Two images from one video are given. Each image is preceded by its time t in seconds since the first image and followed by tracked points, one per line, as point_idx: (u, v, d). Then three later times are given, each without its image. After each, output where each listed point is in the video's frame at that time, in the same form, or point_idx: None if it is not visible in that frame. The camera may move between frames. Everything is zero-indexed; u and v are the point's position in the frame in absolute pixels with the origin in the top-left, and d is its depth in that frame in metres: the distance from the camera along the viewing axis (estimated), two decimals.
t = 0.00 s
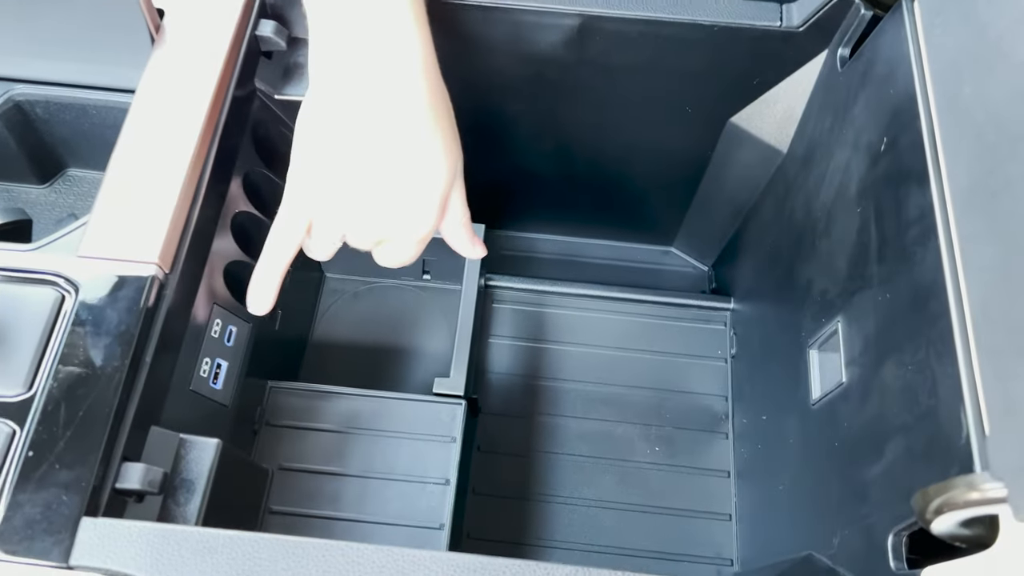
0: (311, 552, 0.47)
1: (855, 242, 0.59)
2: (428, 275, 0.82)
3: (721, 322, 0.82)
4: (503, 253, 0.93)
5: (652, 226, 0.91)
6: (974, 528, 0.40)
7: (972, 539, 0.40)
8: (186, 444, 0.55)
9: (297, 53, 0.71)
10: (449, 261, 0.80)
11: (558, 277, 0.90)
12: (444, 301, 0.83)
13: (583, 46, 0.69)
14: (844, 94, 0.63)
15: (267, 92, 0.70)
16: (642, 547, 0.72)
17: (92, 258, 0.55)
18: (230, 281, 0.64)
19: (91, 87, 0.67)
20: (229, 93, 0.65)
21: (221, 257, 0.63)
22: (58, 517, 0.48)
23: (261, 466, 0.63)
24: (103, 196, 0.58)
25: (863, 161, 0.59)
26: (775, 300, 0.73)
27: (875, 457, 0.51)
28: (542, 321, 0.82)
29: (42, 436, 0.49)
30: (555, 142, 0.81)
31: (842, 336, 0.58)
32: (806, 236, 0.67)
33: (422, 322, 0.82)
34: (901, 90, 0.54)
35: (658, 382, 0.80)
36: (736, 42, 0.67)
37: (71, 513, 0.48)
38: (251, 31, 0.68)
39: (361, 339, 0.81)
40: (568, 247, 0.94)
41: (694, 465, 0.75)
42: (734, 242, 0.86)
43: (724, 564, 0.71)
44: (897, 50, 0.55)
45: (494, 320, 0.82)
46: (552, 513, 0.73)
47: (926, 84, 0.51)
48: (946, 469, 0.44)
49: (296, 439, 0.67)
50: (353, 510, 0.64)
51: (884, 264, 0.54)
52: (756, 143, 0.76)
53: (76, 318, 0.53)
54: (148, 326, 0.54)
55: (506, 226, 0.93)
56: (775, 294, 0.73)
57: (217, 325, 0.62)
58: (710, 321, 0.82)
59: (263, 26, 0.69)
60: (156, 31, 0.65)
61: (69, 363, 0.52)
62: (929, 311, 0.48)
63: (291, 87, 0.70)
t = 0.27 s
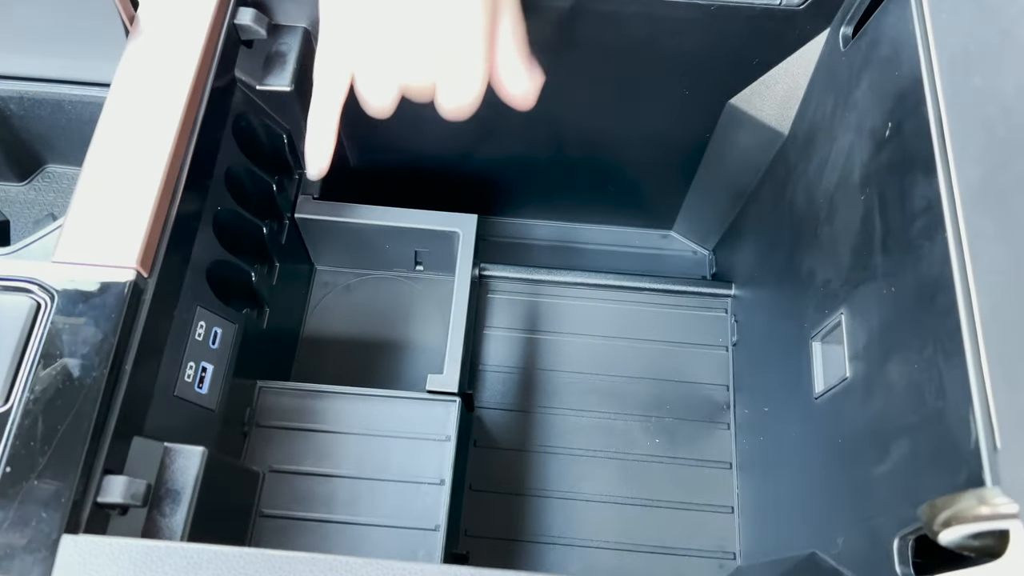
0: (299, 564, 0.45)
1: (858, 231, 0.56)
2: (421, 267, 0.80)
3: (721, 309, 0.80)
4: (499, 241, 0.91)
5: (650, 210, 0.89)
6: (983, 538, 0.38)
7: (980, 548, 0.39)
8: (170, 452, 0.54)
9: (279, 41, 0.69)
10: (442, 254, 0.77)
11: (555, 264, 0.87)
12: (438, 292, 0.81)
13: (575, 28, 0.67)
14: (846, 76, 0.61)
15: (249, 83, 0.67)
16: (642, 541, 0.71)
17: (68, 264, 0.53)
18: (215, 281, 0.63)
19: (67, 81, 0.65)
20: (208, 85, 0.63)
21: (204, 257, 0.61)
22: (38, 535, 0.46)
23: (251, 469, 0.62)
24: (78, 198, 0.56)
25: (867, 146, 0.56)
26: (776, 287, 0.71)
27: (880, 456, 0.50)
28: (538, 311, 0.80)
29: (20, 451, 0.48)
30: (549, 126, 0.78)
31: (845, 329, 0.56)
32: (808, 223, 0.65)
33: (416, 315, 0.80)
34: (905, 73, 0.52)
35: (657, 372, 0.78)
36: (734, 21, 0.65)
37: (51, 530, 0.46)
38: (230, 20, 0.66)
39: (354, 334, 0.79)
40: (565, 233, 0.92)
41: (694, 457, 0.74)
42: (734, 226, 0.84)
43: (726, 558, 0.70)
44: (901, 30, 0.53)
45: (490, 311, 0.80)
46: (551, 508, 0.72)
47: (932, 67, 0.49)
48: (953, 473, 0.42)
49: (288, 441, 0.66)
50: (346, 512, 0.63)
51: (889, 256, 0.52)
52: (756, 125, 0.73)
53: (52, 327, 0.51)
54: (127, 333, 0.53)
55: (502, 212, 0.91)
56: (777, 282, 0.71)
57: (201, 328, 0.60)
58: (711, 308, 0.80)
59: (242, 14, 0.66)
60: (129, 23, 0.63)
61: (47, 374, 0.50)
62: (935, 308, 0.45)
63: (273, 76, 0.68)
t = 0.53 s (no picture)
0: None
1: (861, 231, 0.54)
2: (413, 267, 0.78)
3: (721, 305, 0.78)
4: (494, 237, 0.89)
5: (648, 204, 0.87)
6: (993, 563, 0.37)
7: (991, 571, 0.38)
8: (155, 470, 0.53)
9: (260, 39, 0.66)
10: (434, 254, 0.75)
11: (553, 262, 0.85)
12: (431, 293, 0.79)
13: (566, 21, 0.64)
14: (848, 68, 0.59)
15: (230, 83, 0.65)
16: (642, 546, 0.69)
17: (43, 279, 0.52)
18: (198, 291, 0.61)
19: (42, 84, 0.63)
20: (187, 88, 0.60)
21: (186, 267, 0.59)
22: (15, 564, 0.45)
23: (240, 482, 0.61)
24: (53, 210, 0.54)
25: (870, 143, 0.54)
26: (777, 285, 0.69)
27: (884, 468, 0.48)
28: (534, 311, 0.79)
29: None
30: (542, 120, 0.76)
31: (848, 333, 0.55)
32: (809, 220, 0.63)
33: (408, 316, 0.78)
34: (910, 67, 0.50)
35: (656, 372, 0.76)
36: (731, 12, 0.62)
37: (29, 559, 0.45)
38: (208, 19, 0.63)
39: (345, 337, 0.77)
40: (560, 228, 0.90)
41: (694, 459, 0.73)
42: (735, 219, 0.81)
43: (728, 563, 0.68)
44: (905, 22, 0.51)
45: (485, 311, 0.78)
46: (548, 513, 0.70)
47: (939, 62, 0.47)
48: (960, 491, 0.40)
49: (278, 451, 0.64)
50: (338, 524, 0.62)
51: (893, 259, 0.50)
52: (755, 117, 0.71)
53: (28, 346, 0.50)
54: (106, 351, 0.51)
55: (497, 207, 0.88)
56: (777, 280, 0.69)
57: (185, 339, 0.58)
58: (710, 305, 0.79)
59: (220, 13, 0.64)
60: (103, 23, 0.60)
61: (23, 395, 0.48)
62: (942, 316, 0.44)
63: (255, 75, 0.65)
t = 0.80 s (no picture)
0: None
1: (868, 231, 0.53)
2: (411, 267, 0.77)
3: (724, 303, 0.77)
4: (493, 234, 0.87)
5: (649, 199, 0.85)
6: None
7: None
8: (150, 483, 0.52)
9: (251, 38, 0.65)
10: (432, 255, 0.74)
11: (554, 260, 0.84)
12: (429, 293, 0.78)
13: (564, 16, 0.63)
14: (854, 62, 0.57)
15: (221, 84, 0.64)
16: (645, 549, 0.68)
17: (31, 290, 0.50)
18: (192, 298, 0.60)
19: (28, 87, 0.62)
20: (176, 90, 0.59)
21: (178, 273, 0.58)
22: None
23: (237, 491, 0.60)
24: (40, 218, 0.53)
25: (877, 140, 0.53)
26: (781, 283, 0.68)
27: (893, 475, 0.47)
28: (534, 310, 0.77)
29: None
30: (540, 117, 0.75)
31: (854, 335, 0.53)
32: (814, 218, 0.62)
33: (406, 317, 0.77)
34: (918, 63, 0.48)
35: (659, 371, 0.75)
36: (732, 5, 0.61)
37: None
38: (197, 18, 0.61)
39: (342, 339, 0.76)
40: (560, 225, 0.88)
41: (697, 460, 0.72)
42: (737, 214, 0.80)
43: (733, 565, 0.68)
44: (913, 16, 0.49)
45: (484, 311, 0.77)
46: (550, 517, 0.70)
47: (948, 58, 0.45)
48: (972, 502, 0.39)
49: (275, 458, 0.63)
50: (337, 532, 0.61)
51: (901, 261, 0.49)
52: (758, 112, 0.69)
53: (16, 359, 0.49)
54: (98, 362, 0.50)
55: (496, 204, 0.87)
56: (781, 278, 0.68)
57: (178, 348, 0.57)
58: (713, 303, 0.77)
59: (209, 11, 0.62)
60: (90, 24, 0.59)
61: (12, 409, 0.47)
62: (953, 322, 0.42)
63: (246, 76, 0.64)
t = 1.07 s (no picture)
0: None
1: (872, 230, 0.53)
2: (411, 268, 0.76)
3: (726, 302, 0.77)
4: (493, 234, 0.87)
5: (649, 198, 0.85)
6: None
7: None
8: (149, 489, 0.51)
9: (248, 39, 0.64)
10: (432, 256, 0.73)
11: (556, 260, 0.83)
12: (429, 294, 0.78)
13: (563, 15, 0.62)
14: (856, 59, 0.56)
15: (219, 86, 0.63)
16: (648, 551, 0.68)
17: (27, 296, 0.50)
18: (189, 302, 0.59)
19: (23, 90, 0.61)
20: (172, 93, 0.58)
21: (176, 277, 0.58)
22: None
23: (236, 496, 0.60)
24: (36, 221, 0.52)
25: (880, 139, 0.52)
26: (784, 282, 0.67)
27: (899, 477, 0.47)
28: (534, 311, 0.77)
29: None
30: (539, 117, 0.74)
31: (858, 336, 0.53)
32: (816, 217, 0.61)
33: (406, 319, 0.77)
34: (921, 60, 0.48)
35: (660, 372, 0.75)
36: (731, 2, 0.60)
37: None
38: (194, 20, 0.61)
39: (343, 341, 0.76)
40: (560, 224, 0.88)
41: (700, 461, 0.71)
42: (739, 213, 0.79)
43: (736, 567, 0.67)
44: (916, 14, 0.49)
45: (484, 313, 0.77)
46: (552, 519, 0.69)
47: (952, 55, 0.44)
48: (980, 507, 0.39)
49: (275, 462, 0.63)
50: (338, 537, 0.61)
51: (905, 261, 0.48)
52: (759, 110, 0.69)
53: (14, 365, 0.48)
54: (94, 368, 0.49)
55: (496, 204, 0.86)
56: (784, 278, 0.67)
57: (176, 352, 0.57)
58: (715, 302, 0.77)
59: (207, 13, 0.62)
60: (85, 25, 0.58)
61: (9, 416, 0.47)
62: (958, 323, 0.42)
63: (243, 78, 0.63)
